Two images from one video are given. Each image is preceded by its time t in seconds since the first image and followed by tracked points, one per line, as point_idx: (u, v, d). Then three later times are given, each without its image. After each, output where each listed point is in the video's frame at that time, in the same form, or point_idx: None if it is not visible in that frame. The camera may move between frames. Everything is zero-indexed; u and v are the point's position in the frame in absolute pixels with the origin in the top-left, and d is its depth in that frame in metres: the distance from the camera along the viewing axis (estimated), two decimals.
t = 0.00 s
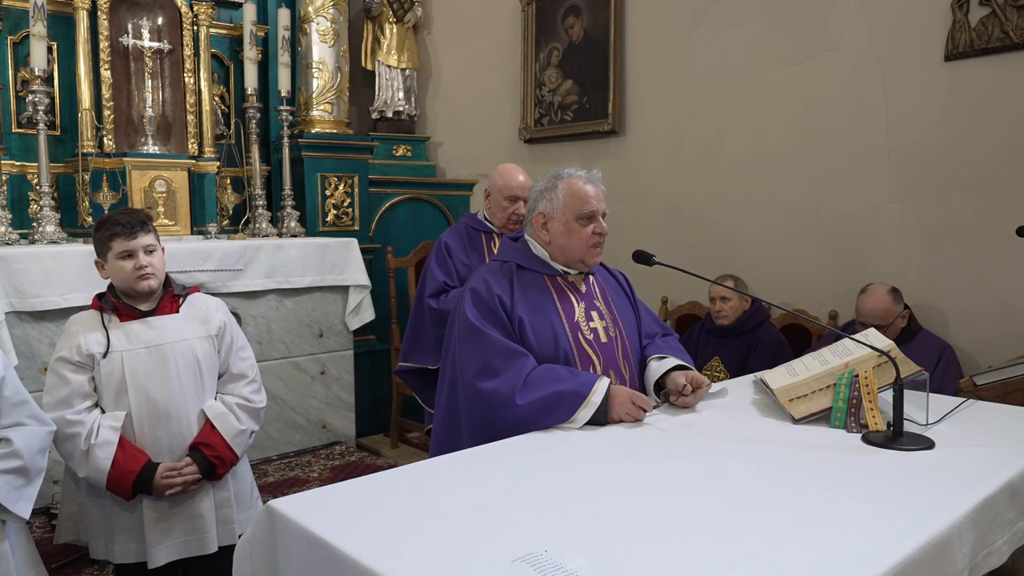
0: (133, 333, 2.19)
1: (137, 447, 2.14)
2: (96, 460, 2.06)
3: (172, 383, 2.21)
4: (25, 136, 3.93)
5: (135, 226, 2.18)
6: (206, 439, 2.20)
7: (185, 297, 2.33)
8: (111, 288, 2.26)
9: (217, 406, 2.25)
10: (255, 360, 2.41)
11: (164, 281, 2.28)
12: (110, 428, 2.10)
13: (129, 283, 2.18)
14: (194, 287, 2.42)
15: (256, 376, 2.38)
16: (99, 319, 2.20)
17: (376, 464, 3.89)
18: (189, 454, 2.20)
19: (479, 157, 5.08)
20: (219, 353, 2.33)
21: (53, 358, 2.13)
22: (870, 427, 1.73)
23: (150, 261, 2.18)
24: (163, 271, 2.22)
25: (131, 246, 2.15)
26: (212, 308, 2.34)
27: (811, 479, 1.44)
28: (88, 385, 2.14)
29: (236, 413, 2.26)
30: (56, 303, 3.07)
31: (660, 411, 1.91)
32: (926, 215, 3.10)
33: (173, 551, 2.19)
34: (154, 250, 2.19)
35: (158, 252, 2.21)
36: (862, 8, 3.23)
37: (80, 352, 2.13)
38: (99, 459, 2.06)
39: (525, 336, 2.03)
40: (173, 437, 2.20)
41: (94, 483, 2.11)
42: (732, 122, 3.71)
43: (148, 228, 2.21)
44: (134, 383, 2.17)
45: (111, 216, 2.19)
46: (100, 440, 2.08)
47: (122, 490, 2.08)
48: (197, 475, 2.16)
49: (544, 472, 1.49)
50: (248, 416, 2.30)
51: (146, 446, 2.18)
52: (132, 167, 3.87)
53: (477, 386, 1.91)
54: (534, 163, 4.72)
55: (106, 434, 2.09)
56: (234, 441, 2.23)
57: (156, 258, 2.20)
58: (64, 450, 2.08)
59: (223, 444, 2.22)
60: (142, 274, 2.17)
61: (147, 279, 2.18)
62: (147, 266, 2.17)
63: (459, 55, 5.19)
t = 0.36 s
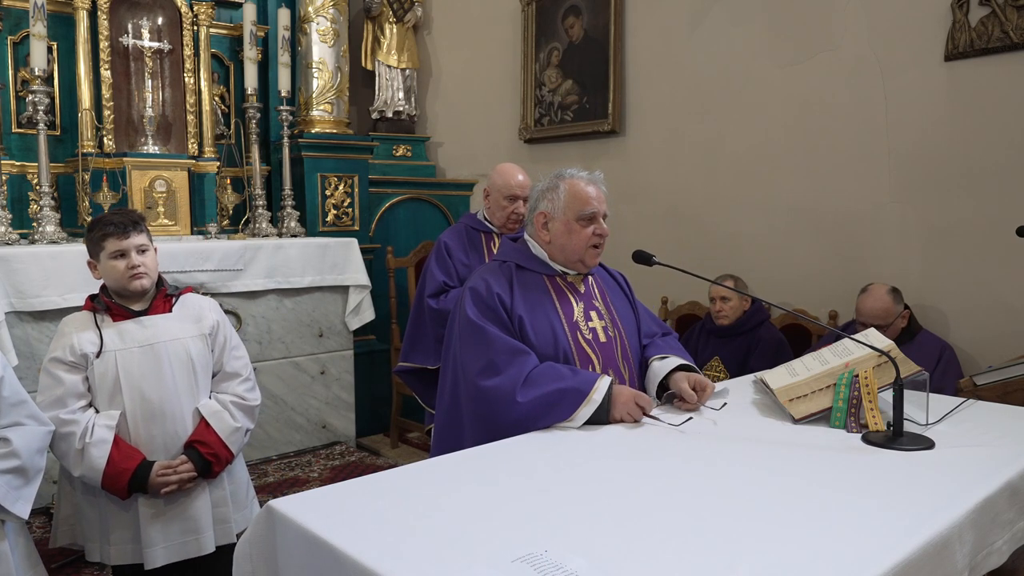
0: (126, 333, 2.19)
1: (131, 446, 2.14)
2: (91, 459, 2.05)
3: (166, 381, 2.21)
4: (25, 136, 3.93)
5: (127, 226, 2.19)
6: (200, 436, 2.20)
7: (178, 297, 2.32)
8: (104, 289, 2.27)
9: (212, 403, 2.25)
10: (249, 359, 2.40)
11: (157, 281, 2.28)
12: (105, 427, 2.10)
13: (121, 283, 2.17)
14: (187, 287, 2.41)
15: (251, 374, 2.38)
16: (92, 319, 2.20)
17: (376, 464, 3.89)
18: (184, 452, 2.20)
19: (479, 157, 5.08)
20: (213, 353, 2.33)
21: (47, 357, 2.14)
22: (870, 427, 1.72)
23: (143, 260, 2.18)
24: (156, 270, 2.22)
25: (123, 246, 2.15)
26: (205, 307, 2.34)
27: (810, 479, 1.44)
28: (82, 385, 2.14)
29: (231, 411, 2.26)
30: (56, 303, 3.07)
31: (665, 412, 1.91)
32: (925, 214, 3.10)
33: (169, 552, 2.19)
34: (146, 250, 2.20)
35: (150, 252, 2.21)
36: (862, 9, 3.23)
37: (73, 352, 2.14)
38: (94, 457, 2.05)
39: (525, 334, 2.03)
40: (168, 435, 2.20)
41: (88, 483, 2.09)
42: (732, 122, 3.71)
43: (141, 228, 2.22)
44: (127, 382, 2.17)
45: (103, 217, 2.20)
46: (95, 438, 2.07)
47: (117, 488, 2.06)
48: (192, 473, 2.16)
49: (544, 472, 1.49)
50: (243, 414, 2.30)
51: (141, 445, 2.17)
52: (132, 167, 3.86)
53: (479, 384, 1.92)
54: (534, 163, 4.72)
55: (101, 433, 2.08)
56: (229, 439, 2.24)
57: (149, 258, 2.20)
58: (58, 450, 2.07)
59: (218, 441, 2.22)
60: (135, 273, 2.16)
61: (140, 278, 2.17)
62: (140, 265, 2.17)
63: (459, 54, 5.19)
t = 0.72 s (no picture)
0: (119, 333, 2.18)
1: (127, 445, 2.14)
2: (87, 458, 2.05)
3: (159, 380, 2.21)
4: (25, 136, 3.93)
5: (121, 227, 2.19)
6: (196, 434, 2.21)
7: (170, 297, 2.32)
8: (95, 289, 2.26)
9: (207, 401, 2.25)
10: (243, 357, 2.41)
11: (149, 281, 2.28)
12: (101, 426, 2.10)
13: (114, 284, 2.17)
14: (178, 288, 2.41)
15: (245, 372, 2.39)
16: (84, 320, 2.19)
17: (376, 464, 3.89)
18: (180, 449, 2.20)
19: (479, 157, 5.08)
20: (206, 352, 2.33)
21: (39, 359, 2.12)
22: (870, 427, 1.72)
23: (136, 262, 2.18)
24: (149, 271, 2.22)
25: (117, 247, 2.15)
26: (198, 307, 2.34)
27: (810, 479, 1.44)
28: (76, 386, 2.13)
29: (226, 408, 2.27)
30: (56, 303, 3.07)
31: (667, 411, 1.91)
32: (925, 214, 3.10)
33: (167, 550, 2.19)
34: (140, 251, 2.19)
35: (143, 254, 2.21)
36: (862, 8, 3.23)
37: (66, 354, 2.12)
38: (90, 457, 2.05)
39: (525, 333, 2.03)
40: (164, 433, 2.20)
41: (84, 483, 2.09)
42: (732, 122, 3.71)
43: (134, 229, 2.22)
44: (122, 381, 2.17)
45: (95, 218, 2.19)
46: (91, 437, 2.07)
47: (113, 485, 2.07)
48: (189, 470, 2.17)
49: (544, 472, 1.49)
50: (239, 410, 2.30)
51: (137, 444, 2.17)
52: (132, 167, 3.86)
53: (481, 381, 1.92)
54: (534, 163, 4.72)
55: (97, 433, 2.08)
56: (225, 436, 2.24)
57: (142, 259, 2.20)
58: (53, 451, 2.06)
59: (215, 438, 2.22)
60: (129, 275, 2.17)
61: (134, 280, 2.18)
62: (133, 267, 2.17)
63: (459, 54, 5.19)
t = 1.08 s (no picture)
0: (111, 333, 2.18)
1: (121, 444, 2.13)
2: (80, 458, 2.04)
3: (152, 379, 2.20)
4: (25, 136, 3.93)
5: (117, 227, 2.19)
6: (191, 431, 2.20)
7: (162, 297, 2.32)
8: (88, 290, 2.26)
9: (201, 398, 2.25)
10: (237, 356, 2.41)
11: (142, 281, 2.28)
12: (94, 426, 2.08)
13: (108, 284, 2.17)
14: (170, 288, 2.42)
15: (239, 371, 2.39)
16: (77, 321, 2.19)
17: (376, 464, 3.89)
18: (174, 448, 2.20)
19: (479, 157, 5.09)
20: (200, 351, 2.33)
21: (32, 361, 2.13)
22: (870, 427, 1.72)
23: (132, 262, 2.18)
24: (143, 272, 2.22)
25: (113, 246, 2.15)
26: (190, 307, 2.34)
27: (810, 479, 1.44)
28: (69, 387, 2.12)
29: (220, 406, 2.27)
30: (56, 303, 3.07)
31: (667, 411, 1.90)
32: (925, 214, 3.10)
33: (164, 550, 2.19)
34: (136, 251, 2.20)
35: (139, 254, 2.21)
36: (862, 8, 3.23)
37: (59, 353, 2.12)
38: (84, 456, 2.04)
39: (525, 333, 2.03)
40: (158, 432, 2.20)
41: (78, 484, 2.09)
42: (732, 122, 3.71)
43: (129, 230, 2.22)
44: (115, 380, 2.17)
45: (89, 217, 2.19)
46: (84, 437, 2.06)
47: (108, 485, 2.06)
48: (184, 467, 2.17)
49: (543, 472, 1.49)
50: (233, 408, 2.31)
51: (131, 443, 2.17)
52: (132, 167, 3.86)
53: (480, 381, 1.92)
54: (534, 164, 4.72)
55: (90, 432, 2.07)
56: (219, 433, 2.24)
57: (137, 260, 2.21)
58: (47, 452, 2.06)
59: (209, 435, 2.22)
60: (125, 275, 2.17)
61: (129, 280, 2.18)
62: (129, 267, 2.17)
63: (459, 55, 5.19)
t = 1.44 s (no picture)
0: (109, 335, 2.18)
1: (123, 446, 2.13)
2: (83, 461, 2.04)
3: (153, 380, 2.20)
4: (25, 136, 3.93)
5: (113, 228, 2.18)
6: (193, 432, 2.21)
7: (160, 298, 2.33)
8: (84, 292, 2.25)
9: (202, 399, 2.25)
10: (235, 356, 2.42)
11: (139, 282, 2.28)
12: (96, 429, 2.09)
13: (105, 286, 2.17)
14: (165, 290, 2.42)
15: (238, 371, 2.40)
16: (75, 323, 2.18)
17: (376, 464, 3.89)
18: (177, 449, 2.20)
19: (479, 157, 5.09)
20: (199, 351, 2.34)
21: (30, 365, 2.12)
22: (870, 427, 1.72)
23: (129, 263, 2.18)
24: (141, 273, 2.22)
25: (110, 248, 2.15)
26: (187, 308, 2.34)
27: (810, 479, 1.44)
28: (69, 390, 2.12)
29: (221, 407, 2.27)
30: (56, 304, 3.07)
31: (669, 410, 1.90)
32: (926, 214, 3.10)
33: (168, 551, 2.19)
34: (132, 252, 2.20)
35: (136, 256, 2.22)
36: (862, 9, 3.23)
37: (58, 357, 2.11)
38: (87, 459, 2.04)
39: (525, 334, 2.03)
40: (161, 433, 2.20)
41: (81, 487, 2.08)
42: (732, 122, 3.71)
43: (126, 231, 2.21)
44: (115, 383, 2.16)
45: (85, 218, 2.18)
46: (86, 440, 2.05)
47: (112, 487, 2.06)
48: (187, 468, 2.17)
49: (543, 472, 1.49)
50: (234, 409, 2.32)
51: (133, 445, 2.17)
52: (132, 167, 3.86)
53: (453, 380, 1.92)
54: (534, 164, 4.72)
55: (92, 435, 2.07)
56: (221, 433, 2.25)
57: (134, 261, 2.21)
58: (48, 456, 2.06)
59: (212, 435, 2.23)
60: (122, 276, 2.17)
61: (126, 281, 2.18)
62: (127, 268, 2.18)
63: (459, 55, 5.19)
